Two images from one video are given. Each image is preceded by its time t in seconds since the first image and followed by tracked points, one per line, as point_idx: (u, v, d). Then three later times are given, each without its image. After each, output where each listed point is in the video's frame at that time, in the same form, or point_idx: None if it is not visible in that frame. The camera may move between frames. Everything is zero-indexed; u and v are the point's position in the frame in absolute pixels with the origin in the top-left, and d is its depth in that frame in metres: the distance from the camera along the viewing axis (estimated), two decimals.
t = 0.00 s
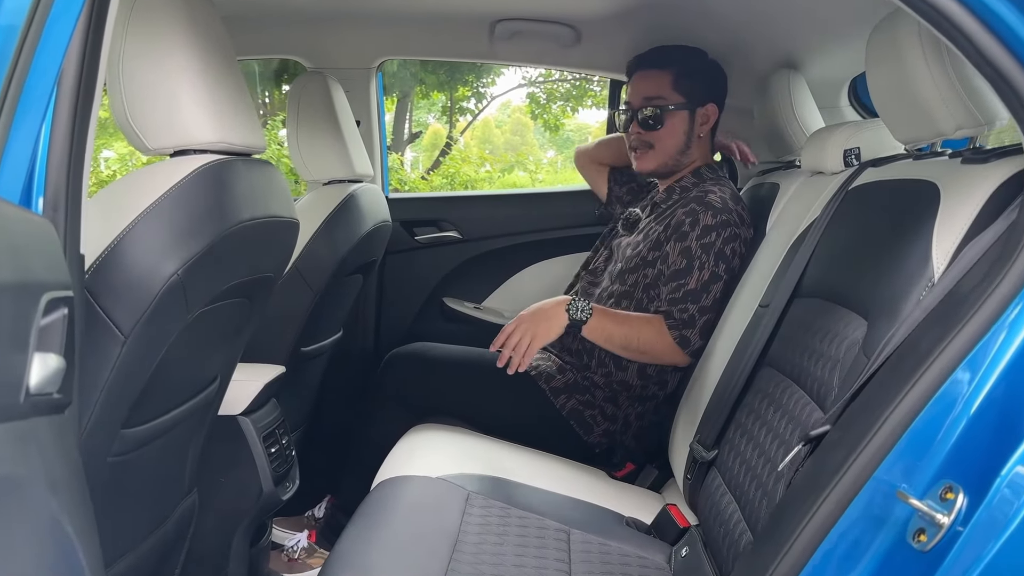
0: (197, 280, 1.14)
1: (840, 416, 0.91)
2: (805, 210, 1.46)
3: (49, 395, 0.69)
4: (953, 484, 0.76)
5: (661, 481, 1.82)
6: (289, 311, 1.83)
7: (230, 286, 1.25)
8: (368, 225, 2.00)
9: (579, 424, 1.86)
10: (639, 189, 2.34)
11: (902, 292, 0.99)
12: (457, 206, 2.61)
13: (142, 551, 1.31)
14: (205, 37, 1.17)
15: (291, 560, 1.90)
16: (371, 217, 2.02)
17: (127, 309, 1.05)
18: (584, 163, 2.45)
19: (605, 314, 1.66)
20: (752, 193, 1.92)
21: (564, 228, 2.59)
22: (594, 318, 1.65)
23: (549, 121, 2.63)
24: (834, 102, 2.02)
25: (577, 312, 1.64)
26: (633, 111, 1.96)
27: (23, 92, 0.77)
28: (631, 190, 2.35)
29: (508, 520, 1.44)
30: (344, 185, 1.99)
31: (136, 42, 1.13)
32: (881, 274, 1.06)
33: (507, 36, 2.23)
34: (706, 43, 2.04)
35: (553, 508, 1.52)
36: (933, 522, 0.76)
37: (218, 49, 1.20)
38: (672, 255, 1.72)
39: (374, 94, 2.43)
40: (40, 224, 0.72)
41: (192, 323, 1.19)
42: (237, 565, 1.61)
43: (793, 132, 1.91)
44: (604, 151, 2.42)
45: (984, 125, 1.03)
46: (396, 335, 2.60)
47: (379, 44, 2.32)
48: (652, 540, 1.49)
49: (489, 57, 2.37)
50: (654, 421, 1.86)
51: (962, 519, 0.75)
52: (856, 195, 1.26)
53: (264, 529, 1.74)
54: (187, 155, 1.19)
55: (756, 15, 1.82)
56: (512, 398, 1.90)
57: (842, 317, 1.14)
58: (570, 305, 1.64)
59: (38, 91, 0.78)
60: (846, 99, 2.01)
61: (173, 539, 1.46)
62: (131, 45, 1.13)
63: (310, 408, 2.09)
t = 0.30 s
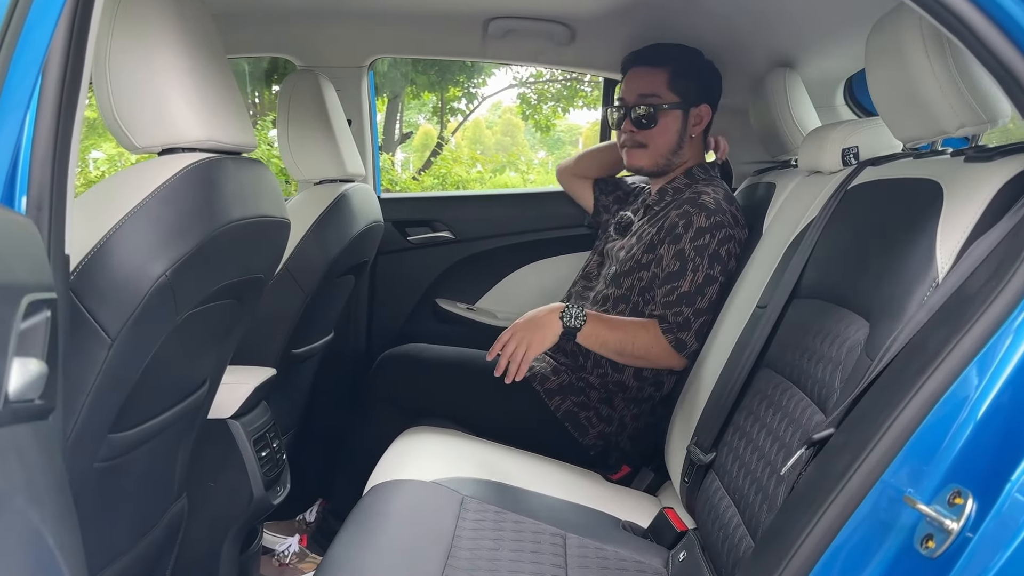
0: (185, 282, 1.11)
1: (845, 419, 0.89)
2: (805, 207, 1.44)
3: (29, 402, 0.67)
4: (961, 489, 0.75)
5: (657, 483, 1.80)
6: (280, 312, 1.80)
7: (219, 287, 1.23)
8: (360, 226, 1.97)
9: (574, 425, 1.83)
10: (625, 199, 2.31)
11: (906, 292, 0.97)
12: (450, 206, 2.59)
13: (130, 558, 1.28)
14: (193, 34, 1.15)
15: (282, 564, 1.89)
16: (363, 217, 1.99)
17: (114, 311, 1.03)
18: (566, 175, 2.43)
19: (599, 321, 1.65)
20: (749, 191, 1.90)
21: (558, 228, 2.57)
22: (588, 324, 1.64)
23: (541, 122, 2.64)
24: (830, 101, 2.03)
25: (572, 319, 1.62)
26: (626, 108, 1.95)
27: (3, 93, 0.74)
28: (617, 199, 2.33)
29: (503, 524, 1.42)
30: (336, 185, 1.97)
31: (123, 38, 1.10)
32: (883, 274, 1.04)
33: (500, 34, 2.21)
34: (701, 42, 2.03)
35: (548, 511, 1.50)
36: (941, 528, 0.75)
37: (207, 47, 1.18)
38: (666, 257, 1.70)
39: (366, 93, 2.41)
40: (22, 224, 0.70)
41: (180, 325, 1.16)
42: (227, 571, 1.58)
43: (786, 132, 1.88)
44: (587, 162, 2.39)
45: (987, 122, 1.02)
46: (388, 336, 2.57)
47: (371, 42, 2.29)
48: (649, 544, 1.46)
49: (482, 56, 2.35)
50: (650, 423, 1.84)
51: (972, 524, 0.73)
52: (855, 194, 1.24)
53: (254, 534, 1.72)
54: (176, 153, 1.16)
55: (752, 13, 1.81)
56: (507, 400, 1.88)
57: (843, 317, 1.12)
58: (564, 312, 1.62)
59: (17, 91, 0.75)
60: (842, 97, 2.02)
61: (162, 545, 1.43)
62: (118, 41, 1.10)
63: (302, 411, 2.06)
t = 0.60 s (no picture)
0: (179, 287, 1.09)
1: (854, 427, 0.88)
2: (806, 210, 1.43)
3: (19, 416, 0.65)
4: (976, 500, 0.74)
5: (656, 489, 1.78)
6: (274, 316, 1.77)
7: (213, 292, 1.20)
8: (355, 229, 1.95)
9: (572, 430, 1.81)
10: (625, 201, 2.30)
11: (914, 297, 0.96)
12: (445, 208, 2.57)
13: (121, 569, 1.25)
14: (186, 35, 1.12)
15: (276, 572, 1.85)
16: (358, 220, 1.97)
17: (105, 318, 1.00)
18: (564, 176, 2.40)
19: (598, 322, 1.64)
20: (751, 193, 1.88)
21: (554, 230, 2.55)
22: (586, 325, 1.63)
23: (533, 123, 2.62)
24: (828, 104, 2.02)
25: (570, 320, 1.62)
26: (639, 107, 1.93)
27: None
28: (616, 202, 2.31)
29: (502, 532, 1.39)
30: (331, 187, 1.94)
31: (115, 38, 1.07)
32: (889, 279, 1.03)
33: (496, 35, 2.19)
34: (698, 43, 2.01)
35: (547, 518, 1.48)
36: (956, 540, 0.73)
37: (201, 47, 1.15)
38: (669, 260, 1.69)
39: (360, 94, 2.39)
40: (11, 231, 0.69)
41: (173, 330, 1.13)
42: None
43: (786, 133, 1.88)
44: (587, 158, 2.37)
45: (994, 126, 1.00)
46: (383, 340, 2.55)
47: (365, 42, 2.27)
48: (649, 551, 1.44)
49: (477, 57, 2.33)
50: (649, 427, 1.83)
51: (987, 537, 0.72)
52: (859, 196, 1.23)
53: (248, 542, 1.69)
54: (169, 155, 1.14)
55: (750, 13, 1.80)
56: (504, 404, 1.86)
57: (848, 322, 1.10)
58: (562, 312, 1.63)
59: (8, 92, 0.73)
60: (840, 99, 2.00)
61: (154, 554, 1.40)
62: (110, 41, 1.07)
63: (296, 416, 2.04)
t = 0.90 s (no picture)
0: (175, 292, 1.07)
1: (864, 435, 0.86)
2: (805, 218, 1.41)
3: (13, 429, 0.64)
4: (992, 511, 0.74)
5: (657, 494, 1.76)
6: (271, 319, 1.75)
7: (210, 296, 1.18)
8: (352, 231, 1.93)
9: (572, 434, 1.79)
10: (628, 198, 2.28)
11: (924, 302, 0.94)
12: (442, 210, 2.55)
13: None
14: (182, 34, 1.10)
15: None
16: (355, 222, 1.95)
17: (99, 323, 0.98)
18: (569, 168, 2.40)
19: (598, 326, 1.62)
20: (751, 196, 1.87)
21: (551, 232, 2.53)
22: (586, 329, 1.61)
23: (527, 124, 2.63)
24: (829, 104, 2.01)
25: (569, 324, 1.60)
26: (650, 108, 1.92)
27: None
28: (620, 199, 2.30)
29: (502, 539, 1.37)
30: (327, 189, 1.92)
31: (109, 37, 1.05)
32: (897, 283, 1.01)
33: (494, 35, 2.17)
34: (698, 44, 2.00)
35: (547, 524, 1.46)
36: (974, 552, 0.73)
37: (196, 47, 1.13)
38: (671, 265, 1.67)
39: (356, 95, 2.37)
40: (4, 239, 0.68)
41: (169, 336, 1.11)
42: None
43: (787, 134, 1.85)
44: (590, 154, 2.36)
45: (1003, 128, 0.99)
46: (380, 342, 2.53)
47: (363, 43, 2.25)
48: (651, 558, 1.42)
49: (475, 57, 2.31)
50: (650, 432, 1.82)
51: (1003, 548, 0.73)
52: (865, 197, 1.23)
53: (244, 548, 1.67)
54: (165, 157, 1.12)
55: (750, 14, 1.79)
56: (502, 408, 1.84)
57: (855, 327, 1.09)
58: (561, 317, 1.60)
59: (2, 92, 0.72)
60: (841, 100, 1.99)
61: (148, 562, 1.38)
62: (104, 40, 1.05)
63: (293, 420, 2.02)
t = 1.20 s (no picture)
0: (168, 296, 1.05)
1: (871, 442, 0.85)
2: (804, 222, 1.40)
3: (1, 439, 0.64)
4: (1003, 521, 0.73)
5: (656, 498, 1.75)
6: (264, 322, 1.73)
7: (203, 299, 1.16)
8: (347, 234, 1.91)
9: (570, 438, 1.77)
10: (622, 203, 2.28)
11: (931, 306, 0.93)
12: (438, 212, 2.53)
13: None
14: (175, 33, 1.08)
15: None
16: (350, 224, 1.93)
17: (90, 328, 0.96)
18: (559, 176, 2.38)
19: (595, 333, 1.61)
20: (750, 196, 1.85)
21: (548, 234, 2.51)
22: (583, 337, 1.60)
23: (522, 124, 2.61)
24: (828, 105, 2.00)
25: (564, 332, 1.59)
26: (646, 108, 1.90)
27: None
28: (614, 204, 2.30)
29: (501, 546, 1.35)
30: (323, 190, 1.90)
31: (100, 35, 1.03)
32: (902, 286, 1.00)
33: (490, 35, 2.16)
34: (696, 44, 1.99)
35: (546, 529, 1.45)
36: (986, 563, 0.72)
37: (189, 47, 1.11)
38: (667, 270, 1.65)
39: (351, 95, 2.35)
40: None
41: (160, 341, 1.09)
42: None
43: (786, 136, 1.84)
44: (581, 163, 2.34)
45: (1008, 129, 0.98)
46: (375, 345, 2.51)
47: (358, 43, 2.24)
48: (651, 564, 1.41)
49: (471, 58, 2.29)
50: (648, 435, 1.80)
51: (1015, 559, 0.71)
52: (867, 199, 1.21)
53: (238, 555, 1.64)
54: (157, 158, 1.10)
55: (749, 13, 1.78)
56: (500, 412, 1.82)
57: (859, 331, 1.08)
58: (557, 324, 1.59)
59: None
60: (839, 101, 1.99)
61: (141, 570, 1.36)
62: (94, 39, 1.03)
63: (287, 424, 1.99)
